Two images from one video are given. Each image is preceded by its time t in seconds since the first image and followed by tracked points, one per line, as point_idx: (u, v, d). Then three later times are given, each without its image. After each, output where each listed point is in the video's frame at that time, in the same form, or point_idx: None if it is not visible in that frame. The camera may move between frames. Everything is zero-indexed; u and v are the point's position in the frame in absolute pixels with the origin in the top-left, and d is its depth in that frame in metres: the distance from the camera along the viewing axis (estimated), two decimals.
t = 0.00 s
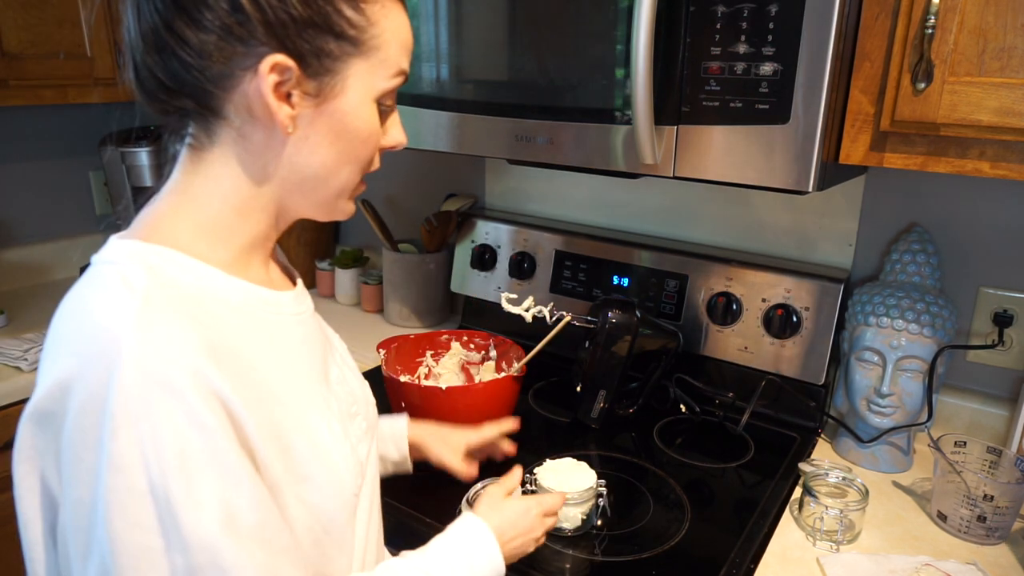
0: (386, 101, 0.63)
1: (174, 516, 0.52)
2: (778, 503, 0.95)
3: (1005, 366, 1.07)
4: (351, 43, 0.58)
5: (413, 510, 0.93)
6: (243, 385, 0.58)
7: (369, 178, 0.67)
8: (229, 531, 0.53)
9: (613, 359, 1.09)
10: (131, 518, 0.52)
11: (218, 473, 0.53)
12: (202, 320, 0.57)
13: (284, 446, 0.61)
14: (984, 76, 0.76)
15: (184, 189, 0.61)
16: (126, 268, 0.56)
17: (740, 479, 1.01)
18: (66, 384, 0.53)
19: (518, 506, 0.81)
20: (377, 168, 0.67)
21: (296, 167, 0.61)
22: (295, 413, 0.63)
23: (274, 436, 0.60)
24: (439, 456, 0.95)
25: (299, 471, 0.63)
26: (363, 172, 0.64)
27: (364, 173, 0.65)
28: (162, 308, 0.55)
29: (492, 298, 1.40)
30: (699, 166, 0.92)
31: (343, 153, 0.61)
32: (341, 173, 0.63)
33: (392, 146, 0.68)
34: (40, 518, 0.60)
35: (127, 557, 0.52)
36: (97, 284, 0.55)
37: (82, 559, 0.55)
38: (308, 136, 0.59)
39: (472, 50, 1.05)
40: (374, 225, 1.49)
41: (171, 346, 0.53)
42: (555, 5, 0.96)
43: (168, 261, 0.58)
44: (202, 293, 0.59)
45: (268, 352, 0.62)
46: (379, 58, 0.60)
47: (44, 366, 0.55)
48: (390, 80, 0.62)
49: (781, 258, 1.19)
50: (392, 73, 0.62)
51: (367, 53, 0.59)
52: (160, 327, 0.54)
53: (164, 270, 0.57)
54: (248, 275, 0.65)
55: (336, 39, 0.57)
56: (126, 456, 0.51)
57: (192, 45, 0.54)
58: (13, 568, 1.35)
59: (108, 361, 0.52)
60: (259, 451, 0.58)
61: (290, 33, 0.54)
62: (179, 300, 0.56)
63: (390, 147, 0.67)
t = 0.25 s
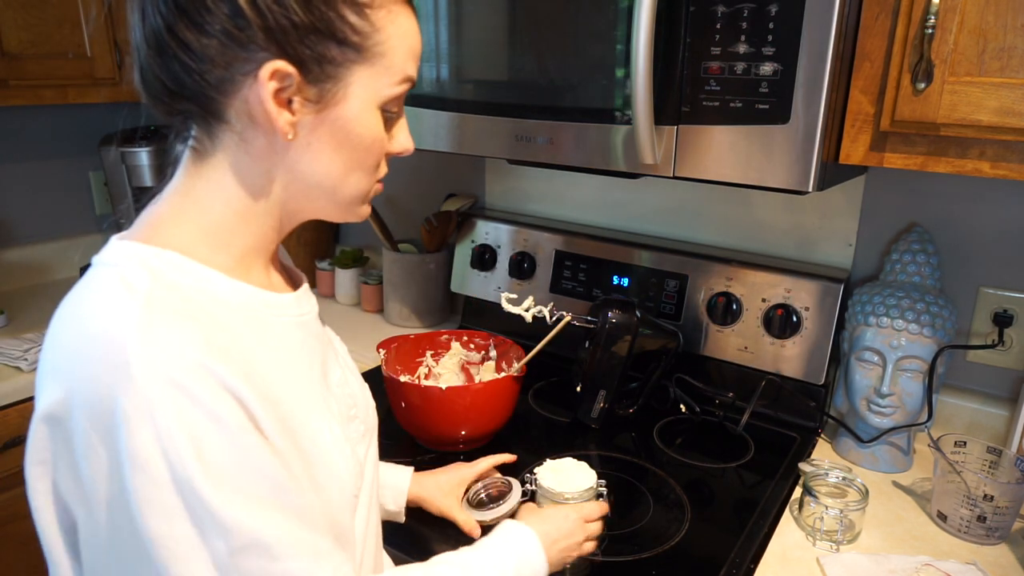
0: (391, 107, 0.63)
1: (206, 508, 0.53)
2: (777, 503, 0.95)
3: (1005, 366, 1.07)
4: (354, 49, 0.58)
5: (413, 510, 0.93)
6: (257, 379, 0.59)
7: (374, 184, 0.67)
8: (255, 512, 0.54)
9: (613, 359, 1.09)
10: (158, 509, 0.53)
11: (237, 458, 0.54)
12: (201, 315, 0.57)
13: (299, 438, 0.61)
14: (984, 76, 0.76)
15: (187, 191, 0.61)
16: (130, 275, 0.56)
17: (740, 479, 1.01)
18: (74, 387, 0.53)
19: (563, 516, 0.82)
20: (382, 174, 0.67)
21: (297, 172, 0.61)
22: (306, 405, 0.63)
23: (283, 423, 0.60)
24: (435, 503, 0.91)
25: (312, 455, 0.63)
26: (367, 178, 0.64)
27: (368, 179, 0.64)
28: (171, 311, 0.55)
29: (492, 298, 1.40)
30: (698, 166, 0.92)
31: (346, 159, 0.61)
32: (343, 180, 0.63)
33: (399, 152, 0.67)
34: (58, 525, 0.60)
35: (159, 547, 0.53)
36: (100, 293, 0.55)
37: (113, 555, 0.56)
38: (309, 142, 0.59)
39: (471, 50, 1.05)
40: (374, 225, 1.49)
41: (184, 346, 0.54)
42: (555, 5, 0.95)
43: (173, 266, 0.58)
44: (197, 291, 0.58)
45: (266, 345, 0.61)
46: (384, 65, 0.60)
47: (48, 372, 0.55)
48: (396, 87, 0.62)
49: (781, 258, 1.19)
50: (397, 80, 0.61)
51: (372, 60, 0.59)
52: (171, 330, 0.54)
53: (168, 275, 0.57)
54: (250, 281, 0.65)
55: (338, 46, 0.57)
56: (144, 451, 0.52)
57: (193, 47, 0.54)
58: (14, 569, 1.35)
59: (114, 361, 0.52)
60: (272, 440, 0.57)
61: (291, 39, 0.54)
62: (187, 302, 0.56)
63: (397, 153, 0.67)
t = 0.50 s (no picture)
0: (401, 114, 0.63)
1: (271, 489, 0.54)
2: (777, 503, 0.95)
3: (1005, 366, 1.07)
4: (364, 57, 0.57)
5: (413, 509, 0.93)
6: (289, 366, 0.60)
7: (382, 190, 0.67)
8: (317, 475, 0.57)
9: (613, 359, 1.09)
10: (225, 497, 0.54)
11: (289, 430, 0.56)
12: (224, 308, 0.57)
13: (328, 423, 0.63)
14: (984, 76, 0.76)
15: (194, 194, 0.61)
16: (150, 283, 0.56)
17: (740, 479, 1.01)
18: (105, 403, 0.53)
19: (584, 509, 0.83)
20: (390, 179, 0.67)
21: (305, 179, 0.61)
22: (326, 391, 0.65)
23: (314, 405, 0.62)
24: (434, 483, 0.92)
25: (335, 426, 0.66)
26: (374, 184, 0.64)
27: (375, 185, 0.64)
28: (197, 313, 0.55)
29: (491, 298, 1.40)
30: (698, 165, 0.92)
31: (354, 167, 0.61)
32: (350, 187, 0.62)
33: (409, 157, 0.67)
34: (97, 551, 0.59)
35: (236, 532, 0.55)
36: (118, 304, 0.54)
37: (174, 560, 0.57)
38: (317, 151, 0.59)
39: (471, 50, 1.05)
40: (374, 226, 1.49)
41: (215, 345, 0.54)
42: (555, 5, 0.96)
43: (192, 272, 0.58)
44: (214, 292, 0.58)
45: (288, 334, 0.62)
46: (394, 73, 0.60)
47: (69, 399, 0.55)
48: (405, 95, 0.61)
49: (781, 258, 1.19)
50: (407, 87, 0.61)
51: (381, 67, 0.59)
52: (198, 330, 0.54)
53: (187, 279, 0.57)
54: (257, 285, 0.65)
55: (349, 54, 0.56)
56: (199, 444, 0.52)
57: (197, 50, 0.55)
58: (14, 568, 1.35)
59: (149, 369, 0.52)
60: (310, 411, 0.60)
61: (299, 46, 0.54)
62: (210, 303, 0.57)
63: (407, 158, 0.67)
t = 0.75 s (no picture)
0: (411, 117, 0.63)
1: (301, 485, 0.55)
2: (777, 503, 0.95)
3: (1005, 366, 1.07)
4: (378, 61, 0.57)
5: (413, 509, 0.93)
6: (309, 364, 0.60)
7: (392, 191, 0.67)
8: (336, 470, 0.57)
9: (613, 359, 1.09)
10: (256, 496, 0.54)
11: (308, 427, 0.56)
12: (238, 306, 0.57)
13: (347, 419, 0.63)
14: (984, 76, 0.76)
15: (205, 196, 0.61)
16: (170, 286, 0.55)
17: (740, 479, 1.01)
18: (122, 406, 0.53)
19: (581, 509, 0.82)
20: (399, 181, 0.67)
21: (317, 183, 0.61)
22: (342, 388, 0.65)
23: (333, 402, 0.62)
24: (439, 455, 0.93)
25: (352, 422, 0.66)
26: (384, 187, 0.64)
27: (385, 188, 0.65)
28: (219, 312, 0.55)
29: (492, 298, 1.40)
30: (699, 165, 0.92)
31: (366, 170, 0.61)
32: (361, 190, 0.63)
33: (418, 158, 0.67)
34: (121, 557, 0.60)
35: (265, 531, 0.55)
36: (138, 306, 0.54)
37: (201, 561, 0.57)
38: (329, 154, 0.59)
39: (471, 50, 1.05)
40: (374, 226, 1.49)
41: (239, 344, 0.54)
42: (554, 5, 0.96)
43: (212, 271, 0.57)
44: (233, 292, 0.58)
45: (306, 333, 0.62)
46: (405, 76, 0.60)
47: (92, 402, 0.54)
48: (416, 98, 0.62)
49: (782, 258, 1.19)
50: (418, 90, 0.61)
51: (392, 71, 0.59)
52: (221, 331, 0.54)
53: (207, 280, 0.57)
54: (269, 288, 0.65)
55: (362, 57, 0.56)
56: (218, 442, 0.52)
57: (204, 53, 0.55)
58: (14, 569, 1.35)
59: (175, 370, 0.52)
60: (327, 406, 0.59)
61: (313, 50, 0.54)
62: (232, 303, 0.57)
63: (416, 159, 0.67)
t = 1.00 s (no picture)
0: (409, 116, 0.63)
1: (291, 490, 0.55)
2: (777, 503, 0.95)
3: (1005, 366, 1.07)
4: (375, 59, 0.57)
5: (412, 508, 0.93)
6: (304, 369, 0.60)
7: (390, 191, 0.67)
8: (329, 475, 0.57)
9: (613, 359, 1.09)
10: (247, 500, 0.54)
11: (302, 431, 0.56)
12: (234, 309, 0.57)
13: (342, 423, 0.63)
14: (984, 76, 0.76)
15: (202, 196, 0.61)
16: (167, 287, 0.55)
17: (740, 479, 1.01)
18: (118, 408, 0.53)
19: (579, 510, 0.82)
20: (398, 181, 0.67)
21: (314, 182, 0.61)
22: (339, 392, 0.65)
23: (329, 406, 0.62)
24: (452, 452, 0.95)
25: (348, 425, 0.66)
26: (382, 186, 0.64)
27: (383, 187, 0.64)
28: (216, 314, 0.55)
29: (492, 298, 1.40)
30: (698, 165, 0.92)
31: (364, 170, 0.61)
32: (359, 190, 0.62)
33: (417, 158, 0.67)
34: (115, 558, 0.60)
35: (257, 535, 0.55)
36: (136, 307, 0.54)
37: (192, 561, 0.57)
38: (326, 154, 0.59)
39: (471, 50, 1.05)
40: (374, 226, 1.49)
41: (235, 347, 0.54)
42: (555, 5, 0.96)
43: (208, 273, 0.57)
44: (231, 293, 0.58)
45: (302, 336, 0.62)
46: (403, 76, 0.60)
47: (86, 402, 0.54)
48: (415, 97, 0.62)
49: (782, 258, 1.19)
50: (417, 89, 0.61)
51: (390, 70, 0.59)
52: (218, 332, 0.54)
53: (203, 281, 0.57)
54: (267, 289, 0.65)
55: (359, 56, 0.56)
56: (212, 446, 0.52)
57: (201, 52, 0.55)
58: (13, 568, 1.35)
59: (170, 372, 0.52)
60: (322, 411, 0.59)
61: (310, 49, 0.54)
62: (229, 305, 0.57)
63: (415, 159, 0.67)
